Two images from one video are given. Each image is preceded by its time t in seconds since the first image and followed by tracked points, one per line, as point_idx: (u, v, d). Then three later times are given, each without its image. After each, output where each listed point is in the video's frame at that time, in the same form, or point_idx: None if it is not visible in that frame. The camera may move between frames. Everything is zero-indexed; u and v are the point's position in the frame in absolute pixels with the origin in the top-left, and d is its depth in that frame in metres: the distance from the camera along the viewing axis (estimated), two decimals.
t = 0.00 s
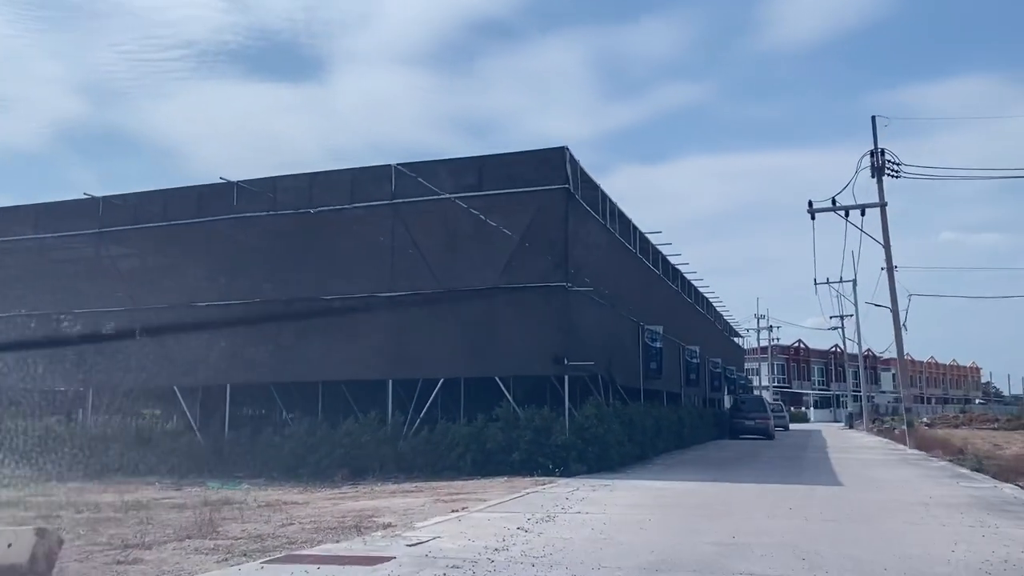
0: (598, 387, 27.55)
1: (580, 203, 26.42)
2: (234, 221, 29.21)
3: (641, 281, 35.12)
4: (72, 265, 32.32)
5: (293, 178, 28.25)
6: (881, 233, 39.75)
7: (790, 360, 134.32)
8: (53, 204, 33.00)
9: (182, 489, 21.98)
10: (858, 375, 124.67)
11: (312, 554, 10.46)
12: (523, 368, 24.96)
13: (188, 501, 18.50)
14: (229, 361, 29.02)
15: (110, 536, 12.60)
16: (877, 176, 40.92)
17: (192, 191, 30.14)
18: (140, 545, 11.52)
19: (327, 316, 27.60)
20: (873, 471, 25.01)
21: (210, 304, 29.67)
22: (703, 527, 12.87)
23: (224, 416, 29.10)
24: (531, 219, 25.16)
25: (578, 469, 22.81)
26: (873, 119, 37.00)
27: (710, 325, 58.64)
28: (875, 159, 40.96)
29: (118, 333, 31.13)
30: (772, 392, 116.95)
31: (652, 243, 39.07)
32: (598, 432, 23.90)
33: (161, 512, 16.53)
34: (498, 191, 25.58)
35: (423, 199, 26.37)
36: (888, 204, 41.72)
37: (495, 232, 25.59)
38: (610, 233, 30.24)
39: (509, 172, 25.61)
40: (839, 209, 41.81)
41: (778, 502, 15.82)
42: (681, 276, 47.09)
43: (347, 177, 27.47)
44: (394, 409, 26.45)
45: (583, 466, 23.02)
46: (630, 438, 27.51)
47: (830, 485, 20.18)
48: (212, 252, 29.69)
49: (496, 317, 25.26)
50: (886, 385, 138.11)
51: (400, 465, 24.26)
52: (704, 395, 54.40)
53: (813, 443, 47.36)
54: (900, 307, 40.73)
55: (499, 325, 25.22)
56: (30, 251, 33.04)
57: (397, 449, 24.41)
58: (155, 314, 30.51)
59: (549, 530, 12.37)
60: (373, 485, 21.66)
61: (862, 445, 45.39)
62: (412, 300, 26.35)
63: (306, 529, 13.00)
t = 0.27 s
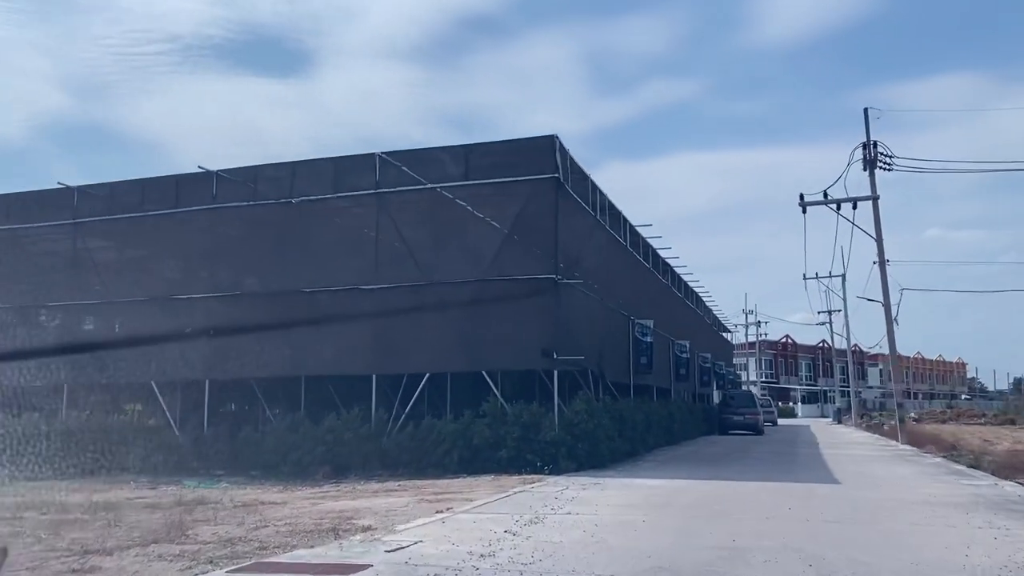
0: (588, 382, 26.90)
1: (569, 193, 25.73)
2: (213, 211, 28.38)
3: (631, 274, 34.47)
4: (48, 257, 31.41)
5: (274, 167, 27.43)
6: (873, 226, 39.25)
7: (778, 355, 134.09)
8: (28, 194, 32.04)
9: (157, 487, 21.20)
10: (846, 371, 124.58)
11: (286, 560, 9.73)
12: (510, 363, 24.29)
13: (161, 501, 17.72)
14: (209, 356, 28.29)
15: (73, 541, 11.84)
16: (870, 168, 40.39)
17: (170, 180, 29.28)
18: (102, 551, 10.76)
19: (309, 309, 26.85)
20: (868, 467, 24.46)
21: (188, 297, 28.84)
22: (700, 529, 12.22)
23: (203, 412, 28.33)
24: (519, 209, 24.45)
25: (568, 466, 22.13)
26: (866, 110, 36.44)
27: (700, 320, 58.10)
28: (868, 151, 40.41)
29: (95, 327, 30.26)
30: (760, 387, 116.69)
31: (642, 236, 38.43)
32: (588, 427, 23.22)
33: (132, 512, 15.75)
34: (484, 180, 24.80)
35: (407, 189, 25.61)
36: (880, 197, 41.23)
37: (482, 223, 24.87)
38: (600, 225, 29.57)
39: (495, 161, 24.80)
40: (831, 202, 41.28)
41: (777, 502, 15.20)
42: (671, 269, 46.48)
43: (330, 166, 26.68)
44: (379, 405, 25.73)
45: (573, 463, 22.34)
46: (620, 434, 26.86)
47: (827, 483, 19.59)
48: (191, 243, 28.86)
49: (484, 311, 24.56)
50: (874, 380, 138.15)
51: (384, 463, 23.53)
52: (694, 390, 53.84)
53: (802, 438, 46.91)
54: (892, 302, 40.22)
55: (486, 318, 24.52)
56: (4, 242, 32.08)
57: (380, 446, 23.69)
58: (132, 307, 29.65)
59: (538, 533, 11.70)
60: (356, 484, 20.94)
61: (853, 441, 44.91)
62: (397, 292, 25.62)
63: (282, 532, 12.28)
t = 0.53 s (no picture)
0: (572, 376, 26.00)
1: (553, 180, 24.81)
2: (182, 198, 27.25)
3: (616, 266, 33.61)
4: (10, 246, 30.15)
5: (246, 153, 26.35)
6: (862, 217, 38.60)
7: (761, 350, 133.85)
8: None
9: (119, 487, 20.11)
10: (830, 365, 124.48)
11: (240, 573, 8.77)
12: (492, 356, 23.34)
13: (120, 502, 16.68)
14: (178, 349, 27.19)
15: (10, 549, 10.81)
16: (858, 159, 39.73)
17: (138, 166, 28.12)
18: (39, 561, 9.76)
19: (283, 300, 25.78)
20: (861, 464, 23.72)
21: (156, 288, 27.69)
22: (694, 534, 11.36)
23: (172, 408, 27.24)
24: (501, 196, 23.51)
25: (551, 463, 21.21)
26: (856, 99, 35.73)
27: (685, 313, 57.39)
28: (857, 142, 39.75)
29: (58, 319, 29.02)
30: (744, 382, 116.35)
31: (627, 227, 37.59)
32: (572, 423, 22.32)
33: (85, 515, 14.70)
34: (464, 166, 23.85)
35: (384, 175, 24.61)
36: (869, 188, 40.59)
37: (463, 210, 23.92)
38: (584, 214, 28.68)
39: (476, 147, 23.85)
40: (819, 193, 40.60)
41: (773, 503, 14.38)
42: (656, 262, 45.68)
43: (305, 151, 25.63)
44: (355, 400, 24.73)
45: (557, 460, 21.44)
46: (605, 431, 25.98)
47: (820, 481, 18.83)
48: (160, 231, 27.72)
49: (464, 302, 23.59)
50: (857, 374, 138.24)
51: (360, 460, 22.53)
52: (679, 384, 53.14)
53: (788, 434, 46.30)
54: (881, 295, 39.60)
55: (467, 310, 23.54)
56: None
57: (356, 443, 22.69)
58: (98, 298, 28.47)
59: (519, 539, 10.78)
60: (330, 483, 19.94)
61: (840, 436, 44.33)
62: (374, 283, 24.63)
63: (242, 538, 11.30)
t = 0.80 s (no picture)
0: (559, 371, 25.21)
1: (539, 168, 23.97)
2: (155, 186, 26.24)
3: (603, 257, 32.85)
4: None
5: (220, 139, 25.39)
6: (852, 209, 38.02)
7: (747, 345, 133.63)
8: None
9: (84, 487, 19.16)
10: (816, 360, 124.37)
11: None
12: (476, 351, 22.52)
13: (81, 503, 15.75)
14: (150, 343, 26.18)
15: None
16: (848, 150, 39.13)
17: (108, 154, 27.08)
18: None
19: (259, 292, 24.88)
20: (855, 460, 23.10)
21: (128, 279, 26.66)
22: (689, 540, 10.60)
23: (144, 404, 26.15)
24: (485, 184, 22.66)
25: (537, 461, 20.41)
26: (846, 89, 35.10)
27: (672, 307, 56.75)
28: (846, 132, 39.15)
29: (21, 316, 27.99)
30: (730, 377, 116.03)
31: (614, 218, 36.84)
32: (559, 420, 21.52)
33: (40, 519, 13.78)
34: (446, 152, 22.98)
35: (364, 163, 23.72)
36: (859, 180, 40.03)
37: (447, 200, 23.09)
38: (571, 204, 27.87)
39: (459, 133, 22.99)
40: (809, 184, 40.00)
41: (770, 504, 13.65)
42: (643, 254, 44.97)
43: (281, 138, 24.69)
44: (334, 395, 23.84)
45: (543, 458, 20.63)
46: (593, 426, 25.20)
47: (816, 479, 18.13)
48: (131, 220, 26.70)
49: (447, 294, 22.74)
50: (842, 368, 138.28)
51: (338, 458, 21.66)
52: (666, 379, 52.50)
53: (776, 429, 45.73)
54: (871, 287, 39.03)
55: (450, 302, 22.70)
56: None
57: (334, 440, 21.82)
58: (67, 290, 27.39)
59: (502, 546, 9.99)
60: (306, 483, 19.08)
61: (829, 431, 43.78)
62: (353, 274, 23.74)
63: (202, 546, 10.45)
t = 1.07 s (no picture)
0: (543, 366, 24.35)
1: (522, 155, 23.08)
2: (122, 174, 25.17)
3: (589, 250, 32.02)
4: None
5: (190, 126, 24.37)
6: (842, 201, 37.36)
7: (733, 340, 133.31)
8: None
9: (44, 489, 18.18)
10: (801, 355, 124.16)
11: None
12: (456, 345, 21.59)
13: (33, 508, 14.75)
14: (118, 336, 25.02)
15: None
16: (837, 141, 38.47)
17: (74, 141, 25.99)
18: None
19: (230, 285, 23.87)
20: (847, 457, 22.39)
21: (95, 270, 25.54)
22: (681, 550, 9.77)
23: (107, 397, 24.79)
24: (466, 172, 21.76)
25: (520, 461, 19.55)
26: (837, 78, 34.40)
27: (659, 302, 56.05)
28: (836, 124, 38.49)
29: None
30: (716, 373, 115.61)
31: (600, 210, 36.01)
32: (543, 417, 20.64)
33: None
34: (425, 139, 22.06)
35: (339, 150, 22.77)
36: (849, 172, 39.39)
37: (425, 188, 22.18)
38: (556, 194, 27.00)
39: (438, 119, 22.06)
40: (798, 176, 39.32)
41: (764, 506, 12.85)
42: (630, 248, 44.19)
43: (254, 124, 23.69)
44: (309, 392, 22.88)
45: (526, 457, 19.76)
46: (579, 424, 24.36)
47: (811, 478, 17.35)
48: (98, 210, 25.63)
49: (426, 287, 21.81)
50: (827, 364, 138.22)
51: (312, 458, 20.75)
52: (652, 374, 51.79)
53: (764, 425, 45.08)
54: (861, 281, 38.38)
55: (429, 295, 21.76)
56: None
57: (308, 439, 20.90)
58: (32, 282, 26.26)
59: (478, 558, 9.13)
60: (276, 484, 18.15)
61: (817, 427, 43.14)
62: (328, 266, 22.80)
63: (149, 559, 9.54)
